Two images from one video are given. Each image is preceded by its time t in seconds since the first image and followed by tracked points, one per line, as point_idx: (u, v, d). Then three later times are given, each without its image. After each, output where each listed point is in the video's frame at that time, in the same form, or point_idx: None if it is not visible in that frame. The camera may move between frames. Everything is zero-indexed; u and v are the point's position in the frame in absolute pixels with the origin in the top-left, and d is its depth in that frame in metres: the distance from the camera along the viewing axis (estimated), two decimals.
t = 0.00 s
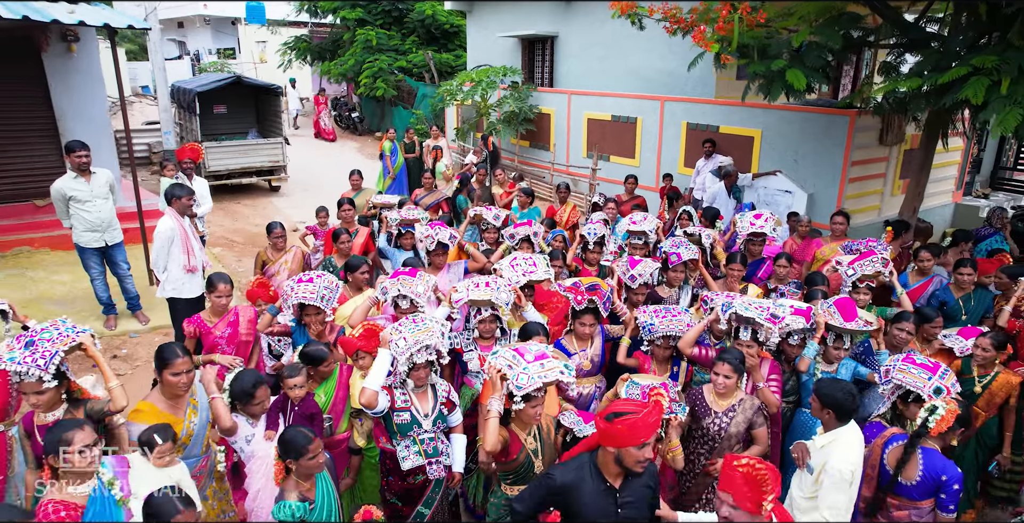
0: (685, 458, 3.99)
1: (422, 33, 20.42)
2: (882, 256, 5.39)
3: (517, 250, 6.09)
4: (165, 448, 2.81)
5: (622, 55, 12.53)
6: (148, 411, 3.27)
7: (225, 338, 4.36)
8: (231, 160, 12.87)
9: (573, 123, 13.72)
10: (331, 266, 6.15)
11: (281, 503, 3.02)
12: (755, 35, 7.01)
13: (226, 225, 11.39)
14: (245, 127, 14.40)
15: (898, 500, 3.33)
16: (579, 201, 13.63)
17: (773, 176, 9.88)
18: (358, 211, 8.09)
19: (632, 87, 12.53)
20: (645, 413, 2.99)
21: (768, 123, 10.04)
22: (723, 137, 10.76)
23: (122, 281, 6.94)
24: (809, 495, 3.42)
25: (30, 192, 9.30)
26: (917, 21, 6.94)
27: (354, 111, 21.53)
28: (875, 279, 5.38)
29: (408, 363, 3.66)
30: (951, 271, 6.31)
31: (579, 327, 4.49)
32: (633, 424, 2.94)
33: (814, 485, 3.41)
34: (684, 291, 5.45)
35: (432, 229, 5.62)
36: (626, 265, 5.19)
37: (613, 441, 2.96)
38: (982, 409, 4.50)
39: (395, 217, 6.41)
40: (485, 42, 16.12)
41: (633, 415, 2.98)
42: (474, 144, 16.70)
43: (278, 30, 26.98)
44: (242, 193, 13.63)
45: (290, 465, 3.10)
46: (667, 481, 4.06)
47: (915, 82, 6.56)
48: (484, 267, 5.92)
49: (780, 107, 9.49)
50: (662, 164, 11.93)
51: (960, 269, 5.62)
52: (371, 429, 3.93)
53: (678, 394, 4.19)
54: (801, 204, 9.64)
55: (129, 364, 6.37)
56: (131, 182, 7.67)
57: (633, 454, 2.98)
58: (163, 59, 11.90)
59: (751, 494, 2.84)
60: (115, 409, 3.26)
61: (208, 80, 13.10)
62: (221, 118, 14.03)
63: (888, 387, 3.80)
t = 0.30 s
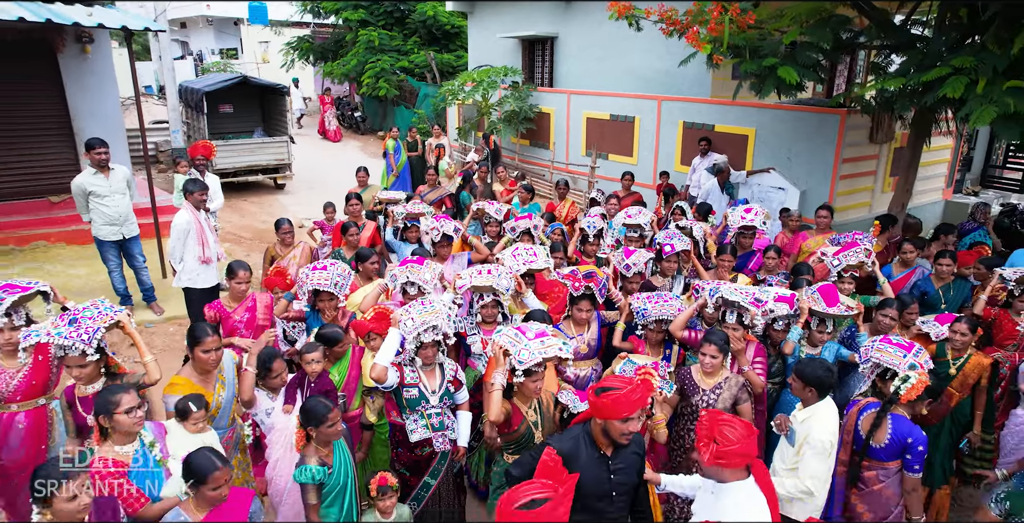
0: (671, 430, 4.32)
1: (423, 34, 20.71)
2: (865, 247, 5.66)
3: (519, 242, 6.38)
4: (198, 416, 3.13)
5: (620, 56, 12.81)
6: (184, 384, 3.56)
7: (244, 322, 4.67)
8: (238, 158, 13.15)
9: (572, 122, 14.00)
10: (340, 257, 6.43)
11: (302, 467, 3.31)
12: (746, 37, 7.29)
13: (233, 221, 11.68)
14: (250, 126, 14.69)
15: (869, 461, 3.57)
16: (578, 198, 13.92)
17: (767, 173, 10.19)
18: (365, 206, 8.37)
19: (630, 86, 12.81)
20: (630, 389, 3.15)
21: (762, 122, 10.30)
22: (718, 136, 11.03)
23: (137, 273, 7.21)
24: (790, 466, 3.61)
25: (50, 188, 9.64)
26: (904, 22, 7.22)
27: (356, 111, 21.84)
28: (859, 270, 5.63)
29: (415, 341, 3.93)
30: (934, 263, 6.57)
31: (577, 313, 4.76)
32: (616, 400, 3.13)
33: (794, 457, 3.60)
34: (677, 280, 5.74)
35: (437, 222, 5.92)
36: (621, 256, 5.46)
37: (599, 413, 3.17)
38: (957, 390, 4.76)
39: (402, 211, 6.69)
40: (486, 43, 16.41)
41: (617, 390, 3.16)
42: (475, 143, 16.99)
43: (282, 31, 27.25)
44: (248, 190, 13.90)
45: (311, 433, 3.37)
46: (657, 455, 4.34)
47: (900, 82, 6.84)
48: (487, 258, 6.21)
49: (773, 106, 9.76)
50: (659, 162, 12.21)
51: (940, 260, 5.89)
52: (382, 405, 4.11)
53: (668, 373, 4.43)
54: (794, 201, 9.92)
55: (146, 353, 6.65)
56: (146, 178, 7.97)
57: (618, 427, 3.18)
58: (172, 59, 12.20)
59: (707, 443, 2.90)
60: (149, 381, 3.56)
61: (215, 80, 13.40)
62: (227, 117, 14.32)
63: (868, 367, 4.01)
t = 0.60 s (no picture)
0: (665, 411, 4.55)
1: (424, 35, 20.94)
2: (853, 241, 5.85)
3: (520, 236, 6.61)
4: (220, 394, 3.37)
5: (619, 56, 13.02)
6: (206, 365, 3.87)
7: (257, 312, 4.85)
8: (243, 157, 13.37)
9: (572, 122, 14.21)
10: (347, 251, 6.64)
11: (317, 443, 3.54)
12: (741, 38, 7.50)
13: (240, 219, 11.90)
14: (254, 126, 14.91)
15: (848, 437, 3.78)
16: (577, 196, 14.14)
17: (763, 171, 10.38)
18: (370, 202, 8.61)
19: (629, 86, 13.01)
20: (621, 374, 3.32)
21: (757, 121, 10.50)
22: (715, 135, 11.23)
23: (149, 268, 7.42)
24: (779, 445, 3.81)
25: (35, 188, 9.68)
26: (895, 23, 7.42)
27: (358, 111, 22.07)
28: (848, 263, 5.83)
29: (422, 327, 4.15)
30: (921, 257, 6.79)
31: (575, 303, 4.97)
32: (608, 385, 3.30)
33: (783, 438, 3.80)
34: (671, 274, 5.99)
35: (441, 217, 6.13)
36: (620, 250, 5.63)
37: (593, 396, 3.35)
38: (940, 377, 4.96)
39: (407, 207, 6.91)
40: (488, 43, 16.63)
41: (609, 375, 3.34)
42: (476, 143, 17.21)
43: (284, 31, 27.44)
44: (253, 189, 14.12)
45: (325, 412, 3.58)
46: (653, 436, 4.45)
47: (889, 82, 7.02)
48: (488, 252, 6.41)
49: (768, 106, 9.97)
50: (657, 161, 12.42)
51: (927, 254, 6.08)
52: (391, 389, 4.39)
53: (663, 359, 4.66)
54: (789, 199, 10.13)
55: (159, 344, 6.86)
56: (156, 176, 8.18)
57: (609, 410, 3.36)
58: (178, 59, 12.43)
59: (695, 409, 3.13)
60: (174, 363, 3.87)
61: (220, 80, 13.62)
62: (232, 117, 14.55)
63: (856, 352, 4.09)
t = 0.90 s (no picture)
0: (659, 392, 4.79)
1: (426, 35, 21.21)
2: (841, 235, 6.11)
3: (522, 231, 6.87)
4: (244, 373, 3.74)
5: (619, 57, 13.29)
6: (231, 344, 4.24)
7: (272, 300, 5.10)
8: (249, 156, 13.61)
9: (572, 121, 14.46)
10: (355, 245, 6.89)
11: (334, 419, 3.76)
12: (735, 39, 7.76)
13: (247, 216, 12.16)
14: (260, 125, 15.17)
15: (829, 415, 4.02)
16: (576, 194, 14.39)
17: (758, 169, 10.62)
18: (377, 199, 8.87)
19: (628, 87, 13.27)
20: (614, 355, 3.52)
21: (753, 120, 10.75)
22: (712, 134, 11.48)
23: (162, 262, 7.68)
24: (770, 419, 4.05)
25: (19, 188, 9.78)
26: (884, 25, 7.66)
27: (361, 111, 22.34)
28: (836, 255, 6.09)
29: (429, 312, 4.42)
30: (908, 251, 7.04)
31: (574, 292, 5.22)
32: (603, 365, 3.51)
33: (772, 413, 4.03)
34: (668, 265, 6.25)
35: (445, 212, 6.40)
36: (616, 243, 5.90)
37: (589, 376, 3.57)
38: (922, 362, 5.21)
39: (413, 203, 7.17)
40: (489, 43, 16.90)
41: (604, 356, 3.54)
42: (477, 142, 17.47)
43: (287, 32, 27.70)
44: (259, 187, 14.38)
45: (340, 391, 3.83)
46: (649, 415, 4.78)
47: (879, 83, 7.29)
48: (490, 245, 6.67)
49: (763, 105, 10.22)
50: (655, 159, 12.67)
51: (912, 247, 6.33)
52: (399, 373, 4.63)
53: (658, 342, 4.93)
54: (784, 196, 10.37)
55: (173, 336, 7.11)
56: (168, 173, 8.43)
57: (604, 389, 3.58)
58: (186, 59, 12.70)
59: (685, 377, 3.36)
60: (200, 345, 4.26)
61: (226, 80, 13.89)
62: (237, 117, 14.81)
63: (842, 339, 4.30)
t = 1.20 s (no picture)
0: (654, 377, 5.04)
1: (427, 37, 21.44)
2: (829, 229, 6.37)
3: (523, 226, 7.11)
4: (262, 355, 3.97)
5: (618, 58, 13.55)
6: (250, 330, 4.52)
7: (284, 291, 5.43)
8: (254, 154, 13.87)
9: (571, 121, 14.69)
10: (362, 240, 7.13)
11: (347, 399, 4.04)
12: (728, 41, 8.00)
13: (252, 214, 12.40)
14: (264, 125, 15.43)
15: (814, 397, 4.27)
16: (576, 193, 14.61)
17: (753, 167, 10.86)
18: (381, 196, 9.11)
19: (627, 87, 13.52)
20: (612, 335, 3.77)
21: (748, 120, 10.97)
22: (708, 133, 11.69)
23: (174, 256, 7.95)
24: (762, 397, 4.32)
25: (12, 188, 9.88)
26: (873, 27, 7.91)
27: (363, 111, 22.57)
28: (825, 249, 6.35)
29: (434, 300, 4.66)
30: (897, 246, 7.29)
31: (574, 284, 5.46)
32: (602, 344, 3.76)
33: (764, 392, 4.31)
34: (663, 259, 6.50)
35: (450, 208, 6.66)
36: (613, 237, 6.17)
37: (588, 356, 3.82)
38: (905, 350, 5.45)
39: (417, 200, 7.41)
40: (489, 44, 17.13)
41: (603, 336, 3.79)
42: (477, 142, 17.70)
43: (289, 32, 27.93)
44: (263, 186, 14.63)
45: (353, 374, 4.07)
46: (645, 400, 5.02)
47: (867, 82, 7.53)
48: (492, 240, 6.91)
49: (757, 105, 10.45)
50: (653, 158, 12.89)
51: (899, 241, 6.57)
52: (407, 360, 4.88)
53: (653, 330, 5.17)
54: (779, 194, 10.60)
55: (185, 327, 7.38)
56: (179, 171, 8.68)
57: (603, 368, 3.81)
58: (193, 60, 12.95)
59: (687, 354, 3.64)
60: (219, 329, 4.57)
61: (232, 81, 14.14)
62: (242, 117, 15.06)
63: (829, 328, 4.59)
